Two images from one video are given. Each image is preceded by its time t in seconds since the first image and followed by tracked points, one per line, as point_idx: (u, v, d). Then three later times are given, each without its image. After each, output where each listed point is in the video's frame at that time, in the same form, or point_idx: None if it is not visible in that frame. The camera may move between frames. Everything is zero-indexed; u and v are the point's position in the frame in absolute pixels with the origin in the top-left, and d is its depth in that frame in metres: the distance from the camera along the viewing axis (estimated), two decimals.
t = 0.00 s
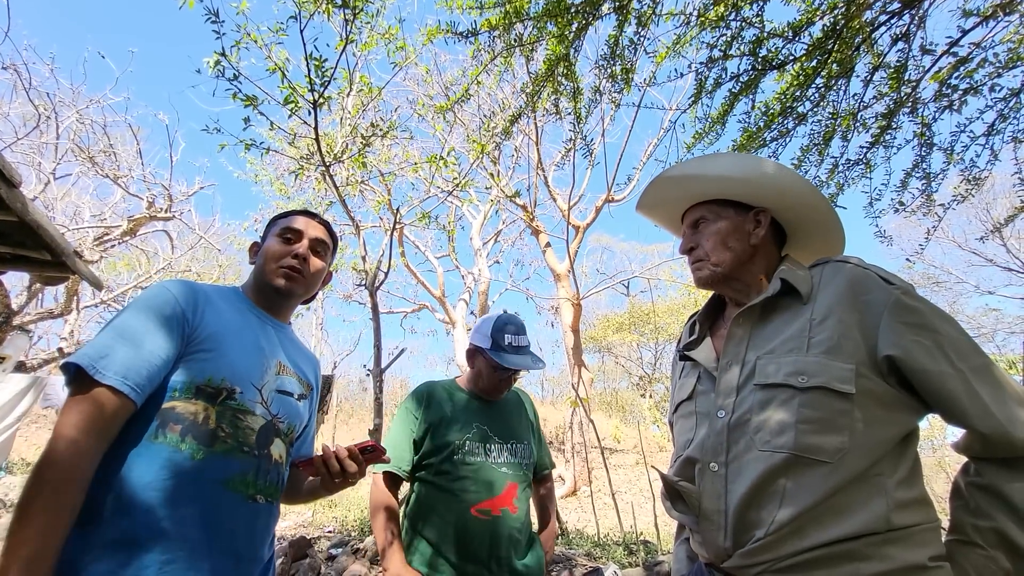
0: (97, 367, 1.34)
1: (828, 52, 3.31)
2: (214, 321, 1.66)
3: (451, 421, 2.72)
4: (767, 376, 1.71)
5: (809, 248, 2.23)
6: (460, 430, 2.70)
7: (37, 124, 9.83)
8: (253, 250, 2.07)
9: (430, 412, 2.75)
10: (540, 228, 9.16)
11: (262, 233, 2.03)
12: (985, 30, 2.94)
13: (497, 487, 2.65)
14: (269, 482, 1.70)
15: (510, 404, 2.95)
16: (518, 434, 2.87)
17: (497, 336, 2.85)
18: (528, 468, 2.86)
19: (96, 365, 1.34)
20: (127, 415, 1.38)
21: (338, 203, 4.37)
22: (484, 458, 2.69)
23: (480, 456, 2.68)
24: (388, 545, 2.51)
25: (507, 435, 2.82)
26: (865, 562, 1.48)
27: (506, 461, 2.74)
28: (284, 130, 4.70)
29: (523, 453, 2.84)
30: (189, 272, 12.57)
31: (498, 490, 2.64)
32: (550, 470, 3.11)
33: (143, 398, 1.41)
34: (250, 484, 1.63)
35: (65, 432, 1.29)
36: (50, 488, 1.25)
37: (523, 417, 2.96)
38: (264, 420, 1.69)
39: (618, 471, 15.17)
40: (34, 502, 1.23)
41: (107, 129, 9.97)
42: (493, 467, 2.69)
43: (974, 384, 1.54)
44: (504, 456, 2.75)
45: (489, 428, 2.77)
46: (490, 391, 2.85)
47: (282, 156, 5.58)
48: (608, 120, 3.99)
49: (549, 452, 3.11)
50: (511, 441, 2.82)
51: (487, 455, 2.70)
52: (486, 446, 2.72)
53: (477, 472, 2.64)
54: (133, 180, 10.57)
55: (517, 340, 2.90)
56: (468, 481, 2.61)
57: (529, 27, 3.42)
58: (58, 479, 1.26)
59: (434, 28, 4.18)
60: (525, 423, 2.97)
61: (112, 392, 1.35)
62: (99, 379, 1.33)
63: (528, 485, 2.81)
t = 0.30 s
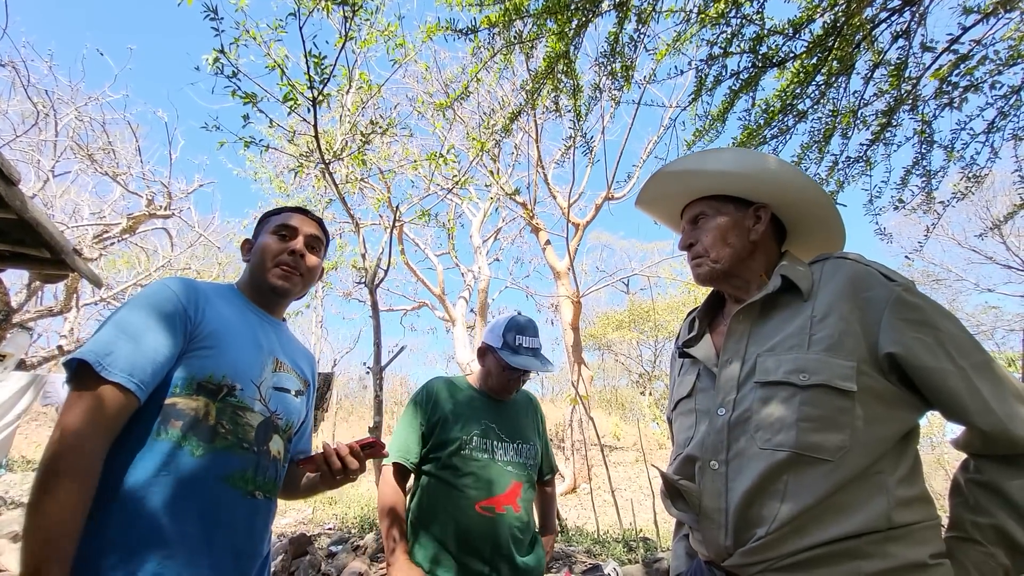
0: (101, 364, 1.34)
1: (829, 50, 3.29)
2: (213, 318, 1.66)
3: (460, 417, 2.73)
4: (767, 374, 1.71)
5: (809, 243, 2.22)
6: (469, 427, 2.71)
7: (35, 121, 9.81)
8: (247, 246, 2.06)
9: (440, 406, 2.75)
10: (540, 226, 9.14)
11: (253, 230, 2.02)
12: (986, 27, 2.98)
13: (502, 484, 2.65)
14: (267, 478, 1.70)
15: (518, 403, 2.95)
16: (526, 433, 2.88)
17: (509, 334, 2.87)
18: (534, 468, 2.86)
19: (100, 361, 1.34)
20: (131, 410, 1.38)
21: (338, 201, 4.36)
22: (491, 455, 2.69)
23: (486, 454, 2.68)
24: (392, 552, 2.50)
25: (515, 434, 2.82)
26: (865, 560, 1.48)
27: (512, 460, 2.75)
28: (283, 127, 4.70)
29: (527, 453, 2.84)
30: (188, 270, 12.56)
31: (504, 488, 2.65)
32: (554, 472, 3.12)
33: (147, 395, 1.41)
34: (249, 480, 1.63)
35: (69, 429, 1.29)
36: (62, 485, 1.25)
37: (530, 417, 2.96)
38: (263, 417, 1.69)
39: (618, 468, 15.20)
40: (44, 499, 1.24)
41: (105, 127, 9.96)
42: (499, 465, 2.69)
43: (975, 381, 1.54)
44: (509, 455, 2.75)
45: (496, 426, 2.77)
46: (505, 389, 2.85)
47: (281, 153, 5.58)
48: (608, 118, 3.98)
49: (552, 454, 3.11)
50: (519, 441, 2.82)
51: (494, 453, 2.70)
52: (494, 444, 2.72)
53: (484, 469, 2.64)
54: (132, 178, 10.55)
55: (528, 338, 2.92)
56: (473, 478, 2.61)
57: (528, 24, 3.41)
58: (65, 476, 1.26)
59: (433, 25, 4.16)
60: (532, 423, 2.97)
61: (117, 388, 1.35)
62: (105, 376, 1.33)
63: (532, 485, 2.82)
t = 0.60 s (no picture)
0: (98, 358, 1.34)
1: (829, 48, 3.28)
2: (208, 313, 1.65)
3: (433, 415, 2.75)
4: (768, 373, 1.71)
5: (810, 241, 2.22)
6: (443, 423, 2.72)
7: (35, 120, 9.81)
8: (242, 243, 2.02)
9: (413, 405, 2.79)
10: (539, 225, 9.14)
11: (251, 230, 2.00)
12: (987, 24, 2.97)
13: (477, 478, 2.64)
14: (263, 473, 1.70)
15: (501, 397, 2.93)
16: (507, 426, 2.84)
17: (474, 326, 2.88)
18: (518, 461, 2.82)
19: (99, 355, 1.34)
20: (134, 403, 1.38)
21: (337, 199, 4.35)
22: (466, 449, 2.69)
23: (461, 448, 2.69)
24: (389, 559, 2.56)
25: (494, 427, 2.80)
26: (866, 560, 1.48)
27: (491, 453, 2.73)
28: (283, 126, 4.70)
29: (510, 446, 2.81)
30: (188, 268, 12.56)
31: (479, 481, 2.64)
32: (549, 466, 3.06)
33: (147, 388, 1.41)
34: (246, 475, 1.63)
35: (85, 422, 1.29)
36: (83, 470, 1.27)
37: (515, 410, 2.93)
38: (259, 412, 1.69)
39: (618, 467, 15.21)
40: (63, 489, 1.25)
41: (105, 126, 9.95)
42: (476, 459, 2.69)
43: (976, 380, 1.53)
44: (488, 448, 2.74)
45: (474, 420, 2.77)
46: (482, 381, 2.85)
47: (281, 152, 5.58)
48: (608, 117, 3.98)
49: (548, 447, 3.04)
50: (499, 434, 2.80)
51: (469, 447, 2.70)
52: (469, 438, 2.72)
53: (456, 463, 2.66)
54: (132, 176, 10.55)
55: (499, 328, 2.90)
56: (447, 472, 2.63)
57: (528, 23, 3.40)
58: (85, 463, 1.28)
59: (433, 23, 4.15)
60: (518, 417, 2.94)
61: (118, 382, 1.35)
62: (107, 370, 1.33)
63: (517, 478, 2.79)
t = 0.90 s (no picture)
0: (95, 353, 1.34)
1: (829, 48, 3.28)
2: (207, 314, 1.65)
3: (405, 419, 2.93)
4: (769, 372, 1.70)
5: (811, 239, 2.21)
6: (413, 425, 2.89)
7: (35, 119, 9.81)
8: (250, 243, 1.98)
9: (391, 412, 3.00)
10: (539, 224, 9.14)
11: (261, 231, 1.97)
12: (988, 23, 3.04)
13: (443, 475, 2.74)
14: (264, 471, 1.70)
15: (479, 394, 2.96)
16: (482, 422, 2.86)
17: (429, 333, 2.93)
18: (495, 455, 2.82)
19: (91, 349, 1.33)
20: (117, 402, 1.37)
21: (338, 198, 4.35)
22: (433, 448, 2.81)
23: (431, 447, 2.81)
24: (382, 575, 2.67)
25: (466, 424, 2.85)
26: (866, 559, 1.48)
27: (460, 450, 2.80)
28: (282, 125, 4.69)
29: (484, 442, 2.83)
30: (188, 268, 12.56)
31: (444, 477, 2.74)
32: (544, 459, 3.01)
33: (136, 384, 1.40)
34: (248, 473, 1.63)
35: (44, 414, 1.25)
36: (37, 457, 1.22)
37: (496, 406, 2.94)
38: (260, 411, 1.69)
39: (618, 466, 15.22)
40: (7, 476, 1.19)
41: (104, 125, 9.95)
42: (444, 457, 2.78)
43: (977, 379, 1.53)
44: (459, 446, 2.81)
45: (445, 420, 2.86)
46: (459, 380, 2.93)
47: (281, 151, 5.58)
48: (608, 116, 3.97)
49: (541, 441, 3.00)
50: (471, 430, 2.84)
51: (436, 446, 2.81)
52: (437, 437, 2.82)
53: (424, 462, 2.78)
54: (132, 175, 10.55)
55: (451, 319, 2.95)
56: (415, 470, 2.78)
57: (528, 22, 3.39)
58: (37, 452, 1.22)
59: (433, 22, 4.13)
60: (498, 411, 2.93)
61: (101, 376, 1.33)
62: (92, 361, 1.32)
63: (493, 475, 2.79)
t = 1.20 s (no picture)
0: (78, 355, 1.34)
1: (829, 46, 3.27)
2: (204, 312, 1.65)
3: (389, 423, 3.00)
4: (768, 372, 1.70)
5: (812, 237, 2.21)
6: (395, 429, 2.95)
7: (35, 118, 9.81)
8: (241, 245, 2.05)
9: (378, 418, 3.08)
10: (539, 223, 9.13)
11: (248, 229, 2.02)
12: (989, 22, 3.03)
13: (420, 476, 2.77)
14: (264, 470, 1.70)
15: (461, 395, 2.97)
16: (460, 423, 2.87)
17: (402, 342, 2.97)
18: (474, 456, 2.81)
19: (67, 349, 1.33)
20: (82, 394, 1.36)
21: (338, 198, 4.34)
22: (413, 451, 2.85)
23: (410, 449, 2.86)
24: None
25: (445, 426, 2.87)
26: (865, 559, 1.48)
27: (439, 451, 2.82)
28: (282, 124, 4.69)
29: (463, 443, 2.83)
30: (188, 267, 12.56)
31: (421, 479, 2.76)
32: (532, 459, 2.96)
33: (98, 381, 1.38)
34: (247, 472, 1.63)
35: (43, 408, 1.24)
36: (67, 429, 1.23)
37: (478, 407, 2.93)
38: (258, 410, 1.69)
39: (617, 465, 15.24)
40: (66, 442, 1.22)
41: (104, 124, 9.95)
42: (423, 459, 2.81)
43: (976, 379, 1.53)
44: (437, 447, 2.83)
45: (424, 422, 2.90)
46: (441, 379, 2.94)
47: (281, 150, 5.57)
48: (608, 115, 3.97)
49: (529, 441, 2.96)
50: (449, 431, 2.85)
51: (415, 448, 2.85)
52: (416, 439, 2.87)
53: (403, 464, 2.83)
54: (132, 174, 10.56)
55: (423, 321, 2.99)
56: (395, 472, 2.82)
57: (528, 20, 3.39)
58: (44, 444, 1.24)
59: (433, 21, 4.12)
60: (479, 412, 2.92)
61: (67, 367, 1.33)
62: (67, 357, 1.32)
63: (473, 475, 2.77)
